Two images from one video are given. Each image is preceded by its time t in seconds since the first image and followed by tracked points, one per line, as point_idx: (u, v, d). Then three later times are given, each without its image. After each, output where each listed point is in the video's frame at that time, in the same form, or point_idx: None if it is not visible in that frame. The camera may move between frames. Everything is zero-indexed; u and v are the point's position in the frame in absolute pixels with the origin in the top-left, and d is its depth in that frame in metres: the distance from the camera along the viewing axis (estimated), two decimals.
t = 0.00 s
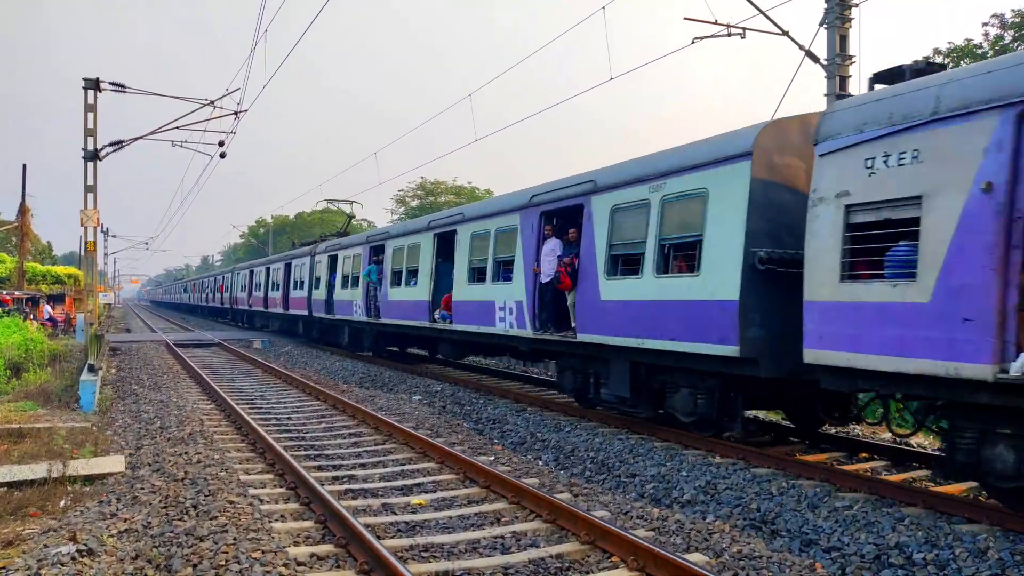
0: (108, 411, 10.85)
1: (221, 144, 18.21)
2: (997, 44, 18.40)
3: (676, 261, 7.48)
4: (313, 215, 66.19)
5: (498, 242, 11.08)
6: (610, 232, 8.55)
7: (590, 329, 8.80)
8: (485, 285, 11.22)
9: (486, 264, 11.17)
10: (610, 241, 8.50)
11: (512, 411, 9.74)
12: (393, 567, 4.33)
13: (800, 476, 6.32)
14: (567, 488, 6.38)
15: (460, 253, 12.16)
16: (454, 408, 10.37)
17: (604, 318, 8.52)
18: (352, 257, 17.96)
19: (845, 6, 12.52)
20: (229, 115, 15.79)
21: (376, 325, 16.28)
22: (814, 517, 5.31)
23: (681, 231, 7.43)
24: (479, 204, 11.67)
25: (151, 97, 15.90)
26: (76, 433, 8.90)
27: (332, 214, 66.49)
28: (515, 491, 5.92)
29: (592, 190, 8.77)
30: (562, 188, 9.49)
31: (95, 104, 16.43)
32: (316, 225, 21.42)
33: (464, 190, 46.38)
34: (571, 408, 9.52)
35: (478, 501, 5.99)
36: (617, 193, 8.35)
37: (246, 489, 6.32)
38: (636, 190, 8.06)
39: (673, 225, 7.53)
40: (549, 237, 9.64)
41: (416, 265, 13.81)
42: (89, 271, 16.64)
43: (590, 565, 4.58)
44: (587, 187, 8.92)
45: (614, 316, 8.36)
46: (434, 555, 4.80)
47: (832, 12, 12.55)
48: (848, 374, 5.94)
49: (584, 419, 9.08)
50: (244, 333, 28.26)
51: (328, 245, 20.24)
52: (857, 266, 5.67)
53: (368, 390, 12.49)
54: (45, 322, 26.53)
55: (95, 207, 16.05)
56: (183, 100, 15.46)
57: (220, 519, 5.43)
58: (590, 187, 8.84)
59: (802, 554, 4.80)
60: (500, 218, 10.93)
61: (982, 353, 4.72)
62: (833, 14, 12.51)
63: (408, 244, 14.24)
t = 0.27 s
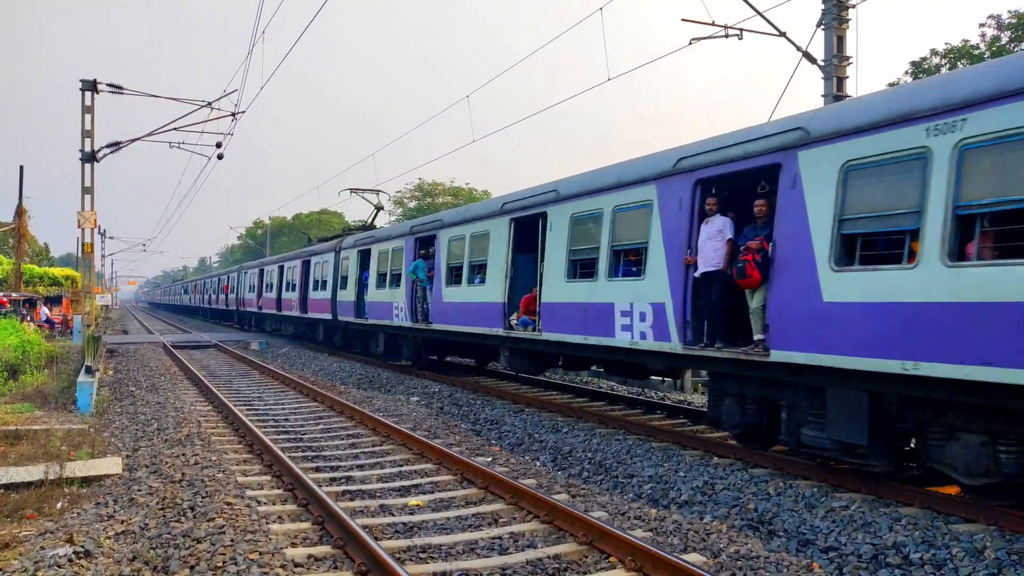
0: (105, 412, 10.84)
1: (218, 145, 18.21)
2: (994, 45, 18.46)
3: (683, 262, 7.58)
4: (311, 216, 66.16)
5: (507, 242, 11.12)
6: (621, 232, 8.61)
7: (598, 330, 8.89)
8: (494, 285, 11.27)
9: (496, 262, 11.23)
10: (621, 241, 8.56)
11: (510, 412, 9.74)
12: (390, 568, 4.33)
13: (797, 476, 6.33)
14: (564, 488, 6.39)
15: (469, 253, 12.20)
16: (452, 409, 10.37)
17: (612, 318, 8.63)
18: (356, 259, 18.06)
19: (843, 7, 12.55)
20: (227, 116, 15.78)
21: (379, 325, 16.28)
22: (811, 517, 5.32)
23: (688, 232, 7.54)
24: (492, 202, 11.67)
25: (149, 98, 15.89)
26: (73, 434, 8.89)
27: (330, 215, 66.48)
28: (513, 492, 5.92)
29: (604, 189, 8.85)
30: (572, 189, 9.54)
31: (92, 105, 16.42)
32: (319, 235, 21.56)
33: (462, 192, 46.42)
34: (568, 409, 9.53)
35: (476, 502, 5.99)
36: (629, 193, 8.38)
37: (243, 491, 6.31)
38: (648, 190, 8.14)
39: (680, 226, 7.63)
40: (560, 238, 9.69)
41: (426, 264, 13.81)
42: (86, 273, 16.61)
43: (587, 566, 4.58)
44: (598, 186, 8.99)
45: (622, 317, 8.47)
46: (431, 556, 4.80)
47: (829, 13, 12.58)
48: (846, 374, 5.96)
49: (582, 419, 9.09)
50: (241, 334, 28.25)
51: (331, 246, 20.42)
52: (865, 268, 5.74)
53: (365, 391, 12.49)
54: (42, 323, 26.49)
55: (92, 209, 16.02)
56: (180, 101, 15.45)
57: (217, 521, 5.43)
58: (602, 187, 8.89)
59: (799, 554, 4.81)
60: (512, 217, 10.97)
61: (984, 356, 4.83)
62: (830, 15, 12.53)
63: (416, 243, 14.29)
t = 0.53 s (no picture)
0: (105, 410, 10.84)
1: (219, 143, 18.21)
2: (994, 43, 18.44)
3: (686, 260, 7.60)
4: (311, 214, 66.12)
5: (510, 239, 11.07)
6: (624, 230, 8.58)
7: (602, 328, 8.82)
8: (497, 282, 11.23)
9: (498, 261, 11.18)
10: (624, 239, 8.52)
11: (510, 410, 9.74)
12: (391, 566, 4.33)
13: (797, 474, 6.33)
14: (565, 486, 6.39)
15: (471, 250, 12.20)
16: (452, 407, 10.37)
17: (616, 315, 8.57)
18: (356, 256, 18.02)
19: (844, 5, 12.53)
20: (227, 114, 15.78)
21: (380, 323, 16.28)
22: (811, 515, 5.32)
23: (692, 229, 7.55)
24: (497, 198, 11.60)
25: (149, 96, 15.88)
26: (73, 432, 8.88)
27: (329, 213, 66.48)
28: (513, 490, 5.93)
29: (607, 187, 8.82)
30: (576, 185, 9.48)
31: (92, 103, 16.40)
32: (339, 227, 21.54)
33: (462, 190, 46.39)
34: (568, 407, 9.53)
35: (476, 500, 6.00)
36: (633, 190, 8.35)
37: (243, 488, 6.31)
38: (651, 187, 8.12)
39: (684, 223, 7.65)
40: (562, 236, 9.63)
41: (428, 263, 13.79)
42: (86, 271, 16.60)
43: (587, 564, 4.58)
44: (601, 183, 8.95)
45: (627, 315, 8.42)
46: (432, 554, 4.80)
47: (829, 11, 12.57)
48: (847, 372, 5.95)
49: (582, 418, 9.09)
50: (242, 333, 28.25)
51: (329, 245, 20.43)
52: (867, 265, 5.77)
53: (365, 389, 12.49)
54: (42, 321, 26.47)
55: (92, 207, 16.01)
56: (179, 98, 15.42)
57: (218, 519, 5.43)
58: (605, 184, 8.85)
59: (799, 552, 4.80)
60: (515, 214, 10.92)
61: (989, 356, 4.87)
62: (830, 13, 12.52)
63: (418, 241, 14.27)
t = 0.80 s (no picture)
0: (107, 411, 10.86)
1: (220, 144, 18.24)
2: (995, 44, 18.44)
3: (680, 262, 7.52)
4: (312, 215, 66.19)
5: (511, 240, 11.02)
6: (624, 231, 8.50)
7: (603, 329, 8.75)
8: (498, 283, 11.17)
9: (499, 262, 11.14)
10: (625, 239, 8.43)
11: (511, 411, 9.74)
12: (392, 566, 4.34)
13: (798, 475, 6.33)
14: (565, 487, 6.40)
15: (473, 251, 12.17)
16: (453, 408, 10.37)
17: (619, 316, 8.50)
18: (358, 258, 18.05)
19: (844, 6, 12.52)
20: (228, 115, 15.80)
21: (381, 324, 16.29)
22: (812, 516, 5.31)
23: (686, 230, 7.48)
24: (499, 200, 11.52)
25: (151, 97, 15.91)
26: (75, 433, 8.89)
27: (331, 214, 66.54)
28: (513, 491, 5.93)
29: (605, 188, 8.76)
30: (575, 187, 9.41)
31: (94, 104, 16.42)
32: (361, 219, 21.54)
33: (463, 191, 46.42)
34: (569, 408, 9.54)
35: (476, 501, 5.99)
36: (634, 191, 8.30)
37: (244, 490, 6.31)
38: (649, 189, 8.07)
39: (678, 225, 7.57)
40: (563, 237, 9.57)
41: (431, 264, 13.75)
42: (88, 272, 16.62)
43: (588, 565, 4.58)
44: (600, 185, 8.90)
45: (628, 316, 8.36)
46: (433, 555, 4.80)
47: (831, 12, 12.57)
48: (849, 372, 5.96)
49: (583, 419, 9.09)
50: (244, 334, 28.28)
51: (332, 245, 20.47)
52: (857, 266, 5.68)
53: (367, 390, 12.50)
54: (44, 322, 26.52)
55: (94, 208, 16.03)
56: (181, 99, 15.44)
57: (219, 520, 5.43)
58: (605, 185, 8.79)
59: (800, 553, 4.80)
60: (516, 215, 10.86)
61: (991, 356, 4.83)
62: (832, 14, 12.52)
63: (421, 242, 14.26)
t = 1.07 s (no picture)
0: (106, 413, 10.85)
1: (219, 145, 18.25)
2: (994, 45, 18.44)
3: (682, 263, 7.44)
4: (311, 217, 66.18)
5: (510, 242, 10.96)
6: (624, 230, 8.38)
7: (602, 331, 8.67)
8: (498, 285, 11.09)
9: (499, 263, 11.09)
10: (626, 239, 8.31)
11: (511, 412, 9.73)
12: (392, 567, 4.34)
13: (798, 476, 6.33)
14: (566, 489, 6.39)
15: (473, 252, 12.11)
16: (453, 410, 10.36)
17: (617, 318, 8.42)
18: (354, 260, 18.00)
19: (844, 7, 12.53)
20: (227, 117, 15.83)
21: (380, 326, 16.28)
22: (813, 518, 5.31)
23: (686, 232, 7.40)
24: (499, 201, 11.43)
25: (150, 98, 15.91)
26: (74, 435, 8.89)
27: (331, 216, 66.56)
28: (514, 493, 5.92)
29: (602, 192, 8.71)
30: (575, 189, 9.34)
31: (93, 105, 16.43)
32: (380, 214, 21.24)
33: (462, 192, 46.44)
34: (568, 409, 9.54)
35: (476, 503, 5.99)
36: (631, 193, 8.22)
37: (244, 491, 6.31)
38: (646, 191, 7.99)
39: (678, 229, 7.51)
40: (562, 239, 9.50)
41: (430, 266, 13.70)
42: (88, 274, 16.61)
43: (588, 567, 4.58)
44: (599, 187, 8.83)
45: (627, 318, 8.28)
46: (433, 557, 4.79)
47: (830, 13, 12.57)
48: (848, 373, 5.96)
49: (583, 420, 9.08)
50: (244, 335, 28.26)
51: (329, 246, 20.42)
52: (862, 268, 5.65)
53: (366, 391, 12.50)
54: (44, 324, 26.53)
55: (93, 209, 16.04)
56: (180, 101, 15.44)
57: (218, 521, 5.42)
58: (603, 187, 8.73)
59: (800, 555, 4.80)
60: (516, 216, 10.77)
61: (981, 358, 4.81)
62: (831, 15, 12.52)
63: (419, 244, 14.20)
